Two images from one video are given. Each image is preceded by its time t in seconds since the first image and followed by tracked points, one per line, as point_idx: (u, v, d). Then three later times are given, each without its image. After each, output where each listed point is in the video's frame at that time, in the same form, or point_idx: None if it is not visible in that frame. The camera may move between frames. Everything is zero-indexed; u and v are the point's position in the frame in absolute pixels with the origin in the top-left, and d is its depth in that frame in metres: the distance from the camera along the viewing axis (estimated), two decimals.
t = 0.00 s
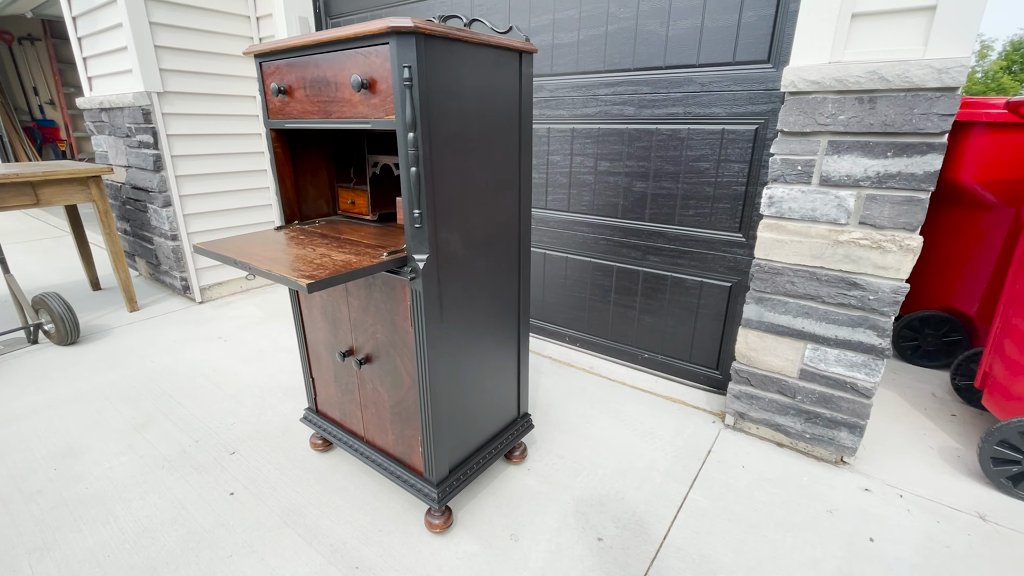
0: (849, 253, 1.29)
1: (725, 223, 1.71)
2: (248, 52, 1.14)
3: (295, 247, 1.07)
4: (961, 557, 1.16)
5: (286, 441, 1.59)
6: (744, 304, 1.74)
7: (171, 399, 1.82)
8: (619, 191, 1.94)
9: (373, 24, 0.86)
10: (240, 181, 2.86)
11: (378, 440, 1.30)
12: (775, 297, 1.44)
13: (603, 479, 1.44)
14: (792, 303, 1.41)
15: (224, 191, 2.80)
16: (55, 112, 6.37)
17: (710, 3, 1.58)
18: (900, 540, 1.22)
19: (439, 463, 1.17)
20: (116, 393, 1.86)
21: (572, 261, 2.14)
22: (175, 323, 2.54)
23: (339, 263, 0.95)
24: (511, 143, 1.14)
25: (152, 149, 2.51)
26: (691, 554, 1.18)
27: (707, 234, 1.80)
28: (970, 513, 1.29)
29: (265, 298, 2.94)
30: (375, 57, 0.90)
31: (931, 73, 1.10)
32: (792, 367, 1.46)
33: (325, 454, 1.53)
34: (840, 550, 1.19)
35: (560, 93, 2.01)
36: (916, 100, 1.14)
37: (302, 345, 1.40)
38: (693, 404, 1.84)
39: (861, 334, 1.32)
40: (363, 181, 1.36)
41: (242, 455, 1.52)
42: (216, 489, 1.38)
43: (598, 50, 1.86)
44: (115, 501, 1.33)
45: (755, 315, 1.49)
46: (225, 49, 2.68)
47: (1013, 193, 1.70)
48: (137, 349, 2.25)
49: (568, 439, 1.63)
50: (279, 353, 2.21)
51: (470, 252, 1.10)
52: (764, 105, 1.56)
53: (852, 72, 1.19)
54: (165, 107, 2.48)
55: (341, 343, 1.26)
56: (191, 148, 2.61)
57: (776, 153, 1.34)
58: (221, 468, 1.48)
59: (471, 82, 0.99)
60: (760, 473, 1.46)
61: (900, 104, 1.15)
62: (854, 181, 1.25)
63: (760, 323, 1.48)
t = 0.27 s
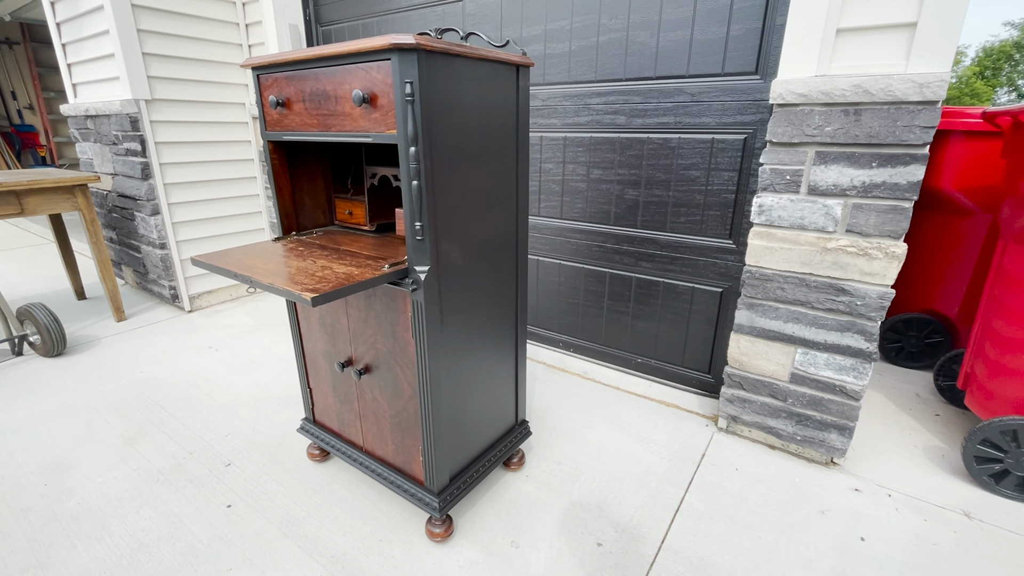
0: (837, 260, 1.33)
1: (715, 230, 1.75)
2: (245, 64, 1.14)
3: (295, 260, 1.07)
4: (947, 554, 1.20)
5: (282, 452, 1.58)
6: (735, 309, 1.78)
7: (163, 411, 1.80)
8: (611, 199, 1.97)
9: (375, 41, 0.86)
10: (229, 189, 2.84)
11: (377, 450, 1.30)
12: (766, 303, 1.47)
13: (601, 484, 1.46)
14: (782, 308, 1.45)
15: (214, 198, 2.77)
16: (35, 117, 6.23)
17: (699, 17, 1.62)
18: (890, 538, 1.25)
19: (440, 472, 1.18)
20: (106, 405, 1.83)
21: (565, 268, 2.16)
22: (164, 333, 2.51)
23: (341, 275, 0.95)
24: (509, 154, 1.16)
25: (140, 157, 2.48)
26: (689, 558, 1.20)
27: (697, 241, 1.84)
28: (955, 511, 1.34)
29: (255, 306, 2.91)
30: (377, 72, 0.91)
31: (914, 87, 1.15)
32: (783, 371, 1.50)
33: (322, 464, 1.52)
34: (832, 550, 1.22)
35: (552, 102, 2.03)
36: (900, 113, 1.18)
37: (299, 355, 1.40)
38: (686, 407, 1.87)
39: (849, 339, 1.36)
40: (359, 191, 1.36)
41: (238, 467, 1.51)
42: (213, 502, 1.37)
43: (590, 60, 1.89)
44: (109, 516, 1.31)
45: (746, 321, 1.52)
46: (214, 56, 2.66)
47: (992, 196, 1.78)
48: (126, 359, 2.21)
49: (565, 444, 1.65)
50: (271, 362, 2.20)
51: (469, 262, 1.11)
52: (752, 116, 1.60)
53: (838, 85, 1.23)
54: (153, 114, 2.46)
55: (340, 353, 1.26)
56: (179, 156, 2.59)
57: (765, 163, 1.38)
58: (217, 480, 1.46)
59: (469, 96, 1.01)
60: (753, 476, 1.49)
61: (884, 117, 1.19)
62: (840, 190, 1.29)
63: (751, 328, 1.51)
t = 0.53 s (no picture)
0: (832, 261, 1.37)
1: (711, 232, 1.78)
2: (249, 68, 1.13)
3: (304, 265, 1.06)
4: (940, 544, 1.25)
5: (284, 458, 1.57)
6: (731, 309, 1.82)
7: (158, 418, 1.77)
8: (608, 201, 1.99)
9: (389, 47, 0.87)
10: (220, 192, 2.80)
11: (385, 454, 1.30)
12: (763, 303, 1.51)
13: (605, 484, 1.48)
14: (779, 308, 1.49)
15: (204, 202, 2.73)
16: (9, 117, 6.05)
17: (694, 24, 1.66)
18: (885, 530, 1.30)
19: (450, 475, 1.18)
20: (98, 414, 1.79)
21: (562, 269, 2.18)
22: (154, 339, 2.46)
23: (354, 280, 0.95)
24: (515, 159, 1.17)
25: (128, 160, 2.44)
26: (695, 554, 1.22)
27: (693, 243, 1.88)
28: (946, 502, 1.39)
29: (247, 310, 2.87)
30: (390, 78, 0.91)
31: (905, 94, 1.19)
32: (780, 370, 1.53)
33: (325, 469, 1.51)
34: (832, 543, 1.26)
35: (549, 106, 2.05)
36: (893, 119, 1.22)
37: (302, 360, 1.39)
38: (684, 406, 1.91)
39: (844, 338, 1.40)
40: (363, 195, 1.36)
41: (240, 474, 1.49)
42: (216, 510, 1.35)
43: (586, 64, 1.91)
44: (109, 527, 1.29)
45: (744, 321, 1.56)
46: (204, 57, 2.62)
47: (974, 197, 1.86)
48: (116, 366, 2.16)
49: (567, 445, 1.66)
50: (267, 367, 2.17)
51: (478, 266, 1.12)
52: (747, 120, 1.64)
53: (832, 92, 1.27)
54: (141, 117, 2.41)
55: (346, 357, 1.25)
56: (168, 159, 2.54)
57: (762, 167, 1.42)
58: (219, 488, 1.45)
59: (479, 102, 1.02)
60: (752, 472, 1.52)
61: (877, 123, 1.24)
62: (835, 194, 1.33)
63: (749, 328, 1.55)
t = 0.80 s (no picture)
0: (830, 258, 1.43)
1: (710, 231, 1.84)
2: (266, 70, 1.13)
3: (327, 266, 1.07)
4: (935, 526, 1.32)
5: (294, 459, 1.57)
6: (729, 306, 1.88)
7: (161, 423, 1.75)
8: (608, 201, 2.03)
9: (418, 52, 0.88)
10: (212, 192, 2.76)
11: (402, 452, 1.31)
12: (764, 300, 1.56)
13: (615, 477, 1.51)
14: (779, 304, 1.54)
15: (197, 202, 2.69)
16: None
17: (694, 29, 1.71)
18: (883, 515, 1.36)
19: (470, 472, 1.20)
20: (98, 419, 1.76)
21: (563, 268, 2.21)
22: (147, 343, 2.41)
23: (382, 281, 0.97)
24: (531, 161, 1.20)
25: (118, 160, 2.38)
26: (707, 542, 1.27)
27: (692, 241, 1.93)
28: (937, 487, 1.46)
29: (241, 312, 2.84)
30: (417, 82, 0.93)
31: (900, 99, 1.25)
32: (780, 363, 1.59)
33: (337, 470, 1.52)
34: (834, 528, 1.31)
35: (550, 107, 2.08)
36: (888, 123, 1.28)
37: (315, 361, 1.39)
38: (685, 400, 1.96)
39: (842, 332, 1.46)
40: (376, 196, 1.37)
41: (251, 477, 1.49)
42: (231, 513, 1.35)
43: (587, 67, 1.95)
44: (122, 532, 1.28)
45: (745, 317, 1.61)
46: (196, 55, 2.58)
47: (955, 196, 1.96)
48: (111, 371, 2.12)
49: (575, 440, 1.70)
50: (268, 370, 2.15)
51: (498, 266, 1.14)
52: (745, 123, 1.70)
53: (831, 97, 1.32)
54: (132, 116, 2.37)
55: (363, 357, 1.26)
56: (160, 159, 2.50)
57: (763, 168, 1.47)
58: (231, 491, 1.44)
59: (499, 106, 1.04)
60: (754, 462, 1.58)
61: (873, 126, 1.30)
62: (833, 194, 1.39)
63: (750, 324, 1.61)
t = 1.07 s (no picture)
0: (827, 255, 1.50)
1: (708, 230, 1.90)
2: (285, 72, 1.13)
3: (351, 267, 1.08)
4: (926, 507, 1.40)
5: (306, 460, 1.57)
6: (727, 302, 1.94)
7: (164, 427, 1.72)
8: (608, 200, 2.07)
9: (449, 57, 0.90)
10: (203, 192, 2.71)
11: (420, 450, 1.33)
12: (764, 295, 1.63)
13: (624, 469, 1.56)
14: (778, 300, 1.61)
15: (188, 202, 2.64)
16: None
17: (693, 33, 1.76)
18: (879, 498, 1.44)
19: (491, 467, 1.23)
20: (98, 425, 1.72)
21: (563, 266, 2.25)
22: (140, 346, 2.36)
23: (411, 281, 0.98)
24: (547, 162, 1.22)
25: (107, 159, 2.32)
26: (717, 529, 1.32)
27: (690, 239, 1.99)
28: (926, 470, 1.55)
29: (234, 314, 2.80)
30: (445, 86, 0.95)
31: (894, 104, 1.32)
32: (779, 356, 1.66)
33: (350, 469, 1.52)
34: (834, 512, 1.38)
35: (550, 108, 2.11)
36: (883, 127, 1.35)
37: (330, 361, 1.40)
38: (684, 394, 2.02)
39: (838, 325, 1.54)
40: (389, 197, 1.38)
41: (264, 478, 1.48)
42: (247, 515, 1.34)
43: (588, 69, 1.98)
44: (137, 538, 1.26)
45: (745, 312, 1.67)
46: (186, 53, 2.53)
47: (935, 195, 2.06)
48: (106, 375, 2.07)
49: (582, 435, 1.74)
50: (268, 371, 2.13)
51: (518, 265, 1.17)
52: (743, 124, 1.76)
53: (829, 102, 1.39)
54: (121, 114, 2.31)
55: (382, 356, 1.28)
56: (150, 158, 2.44)
57: (763, 169, 1.53)
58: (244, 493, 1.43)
59: (521, 109, 1.07)
60: (755, 452, 1.64)
61: (868, 129, 1.37)
62: (830, 193, 1.46)
63: (750, 318, 1.67)
